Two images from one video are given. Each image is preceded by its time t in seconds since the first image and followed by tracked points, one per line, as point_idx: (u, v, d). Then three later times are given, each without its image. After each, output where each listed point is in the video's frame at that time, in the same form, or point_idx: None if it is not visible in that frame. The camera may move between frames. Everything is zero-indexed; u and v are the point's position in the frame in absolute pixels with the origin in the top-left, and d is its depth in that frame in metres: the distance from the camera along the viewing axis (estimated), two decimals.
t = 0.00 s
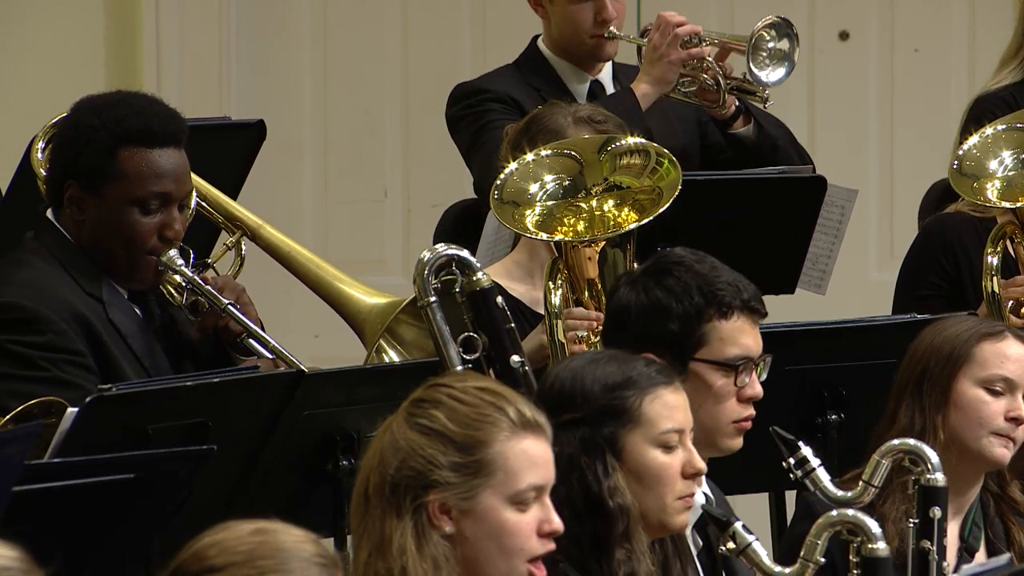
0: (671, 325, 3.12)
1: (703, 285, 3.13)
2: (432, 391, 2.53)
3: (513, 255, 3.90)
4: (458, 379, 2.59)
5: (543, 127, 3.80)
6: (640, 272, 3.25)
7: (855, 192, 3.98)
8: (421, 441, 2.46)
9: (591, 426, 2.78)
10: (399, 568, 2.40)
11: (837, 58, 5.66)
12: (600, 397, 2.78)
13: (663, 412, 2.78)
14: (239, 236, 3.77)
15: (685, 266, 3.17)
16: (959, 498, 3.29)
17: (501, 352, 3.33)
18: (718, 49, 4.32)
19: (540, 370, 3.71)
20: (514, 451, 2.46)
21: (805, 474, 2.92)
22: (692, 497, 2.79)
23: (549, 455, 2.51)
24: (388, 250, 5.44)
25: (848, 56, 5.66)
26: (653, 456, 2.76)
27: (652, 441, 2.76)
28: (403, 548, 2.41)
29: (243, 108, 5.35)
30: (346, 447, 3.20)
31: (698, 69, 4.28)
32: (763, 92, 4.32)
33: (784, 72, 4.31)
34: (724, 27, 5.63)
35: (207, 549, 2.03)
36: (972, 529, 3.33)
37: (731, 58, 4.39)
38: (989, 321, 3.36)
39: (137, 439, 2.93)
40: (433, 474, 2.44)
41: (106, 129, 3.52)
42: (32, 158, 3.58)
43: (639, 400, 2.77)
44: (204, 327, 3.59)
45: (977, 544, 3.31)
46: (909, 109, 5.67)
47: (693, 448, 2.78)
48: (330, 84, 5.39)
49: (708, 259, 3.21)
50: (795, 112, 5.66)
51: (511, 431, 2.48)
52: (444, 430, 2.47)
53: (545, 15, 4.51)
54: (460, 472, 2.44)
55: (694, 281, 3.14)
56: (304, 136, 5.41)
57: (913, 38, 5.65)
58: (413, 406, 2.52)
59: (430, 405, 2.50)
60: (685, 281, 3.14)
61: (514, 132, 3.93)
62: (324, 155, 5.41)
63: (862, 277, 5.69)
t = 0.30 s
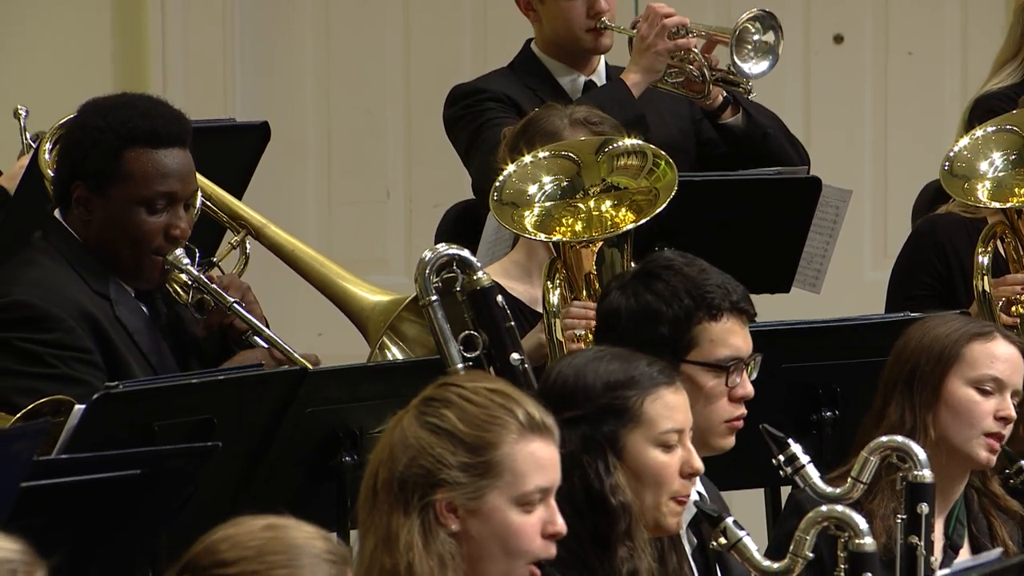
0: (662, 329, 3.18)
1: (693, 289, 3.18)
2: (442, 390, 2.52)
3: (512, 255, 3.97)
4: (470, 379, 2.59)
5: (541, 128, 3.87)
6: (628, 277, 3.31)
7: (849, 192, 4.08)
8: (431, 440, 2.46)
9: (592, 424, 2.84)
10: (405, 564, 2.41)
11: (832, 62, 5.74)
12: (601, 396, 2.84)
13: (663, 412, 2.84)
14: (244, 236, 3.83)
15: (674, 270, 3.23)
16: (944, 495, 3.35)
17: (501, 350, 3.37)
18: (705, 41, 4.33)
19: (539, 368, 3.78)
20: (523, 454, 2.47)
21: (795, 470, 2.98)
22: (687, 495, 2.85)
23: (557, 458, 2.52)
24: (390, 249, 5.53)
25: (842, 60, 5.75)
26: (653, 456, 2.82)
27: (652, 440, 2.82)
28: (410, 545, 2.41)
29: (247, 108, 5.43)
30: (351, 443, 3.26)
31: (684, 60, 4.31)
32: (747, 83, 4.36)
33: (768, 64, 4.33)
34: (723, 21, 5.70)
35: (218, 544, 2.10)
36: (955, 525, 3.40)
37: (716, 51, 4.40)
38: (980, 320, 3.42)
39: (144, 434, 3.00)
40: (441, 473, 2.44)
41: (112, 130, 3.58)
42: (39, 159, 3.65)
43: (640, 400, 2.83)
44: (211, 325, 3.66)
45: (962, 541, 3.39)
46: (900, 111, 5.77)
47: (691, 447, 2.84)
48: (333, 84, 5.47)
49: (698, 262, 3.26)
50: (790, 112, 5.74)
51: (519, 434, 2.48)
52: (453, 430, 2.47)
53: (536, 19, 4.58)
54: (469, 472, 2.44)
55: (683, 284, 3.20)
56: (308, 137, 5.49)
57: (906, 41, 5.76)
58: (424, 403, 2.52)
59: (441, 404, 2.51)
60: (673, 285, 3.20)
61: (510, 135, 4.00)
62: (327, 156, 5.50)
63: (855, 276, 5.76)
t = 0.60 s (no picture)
0: (655, 336, 3.23)
1: (683, 294, 3.24)
2: (447, 389, 2.59)
3: (512, 256, 4.03)
4: (475, 379, 2.65)
5: (538, 130, 3.93)
6: (615, 284, 3.35)
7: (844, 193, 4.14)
8: (436, 437, 2.52)
9: (589, 422, 2.89)
10: (405, 557, 2.47)
11: (826, 64, 5.88)
12: (598, 394, 2.90)
13: (659, 411, 2.89)
14: (249, 238, 3.90)
15: (662, 276, 3.29)
16: (927, 496, 3.39)
17: (501, 350, 3.43)
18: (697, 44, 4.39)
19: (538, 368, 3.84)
20: (524, 455, 2.53)
21: (779, 469, 3.03)
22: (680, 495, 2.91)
23: (557, 459, 2.57)
24: (390, 250, 5.64)
25: (837, 62, 5.88)
26: (648, 454, 2.87)
27: (647, 439, 2.88)
28: (410, 539, 2.47)
29: (250, 111, 5.49)
30: (354, 441, 3.32)
31: (677, 63, 4.38)
32: (740, 88, 4.41)
33: (760, 68, 4.38)
34: (717, 20, 5.84)
35: (216, 539, 2.15)
36: (942, 521, 3.46)
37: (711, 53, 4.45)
38: (974, 325, 3.48)
39: (150, 433, 3.05)
40: (443, 470, 2.50)
41: (120, 134, 3.64)
42: (48, 162, 3.74)
43: (637, 398, 2.88)
44: (217, 325, 3.68)
45: (948, 536, 3.45)
46: (893, 116, 5.92)
47: (686, 446, 2.90)
48: (336, 88, 5.56)
49: (684, 268, 3.33)
50: (784, 114, 5.86)
51: (521, 434, 2.54)
52: (456, 428, 2.53)
53: (534, 25, 4.63)
54: (471, 471, 2.50)
55: (674, 291, 3.25)
56: (311, 139, 5.57)
57: (898, 46, 5.91)
58: (429, 401, 2.58)
59: (445, 402, 2.57)
60: (665, 292, 3.25)
61: (509, 138, 4.05)
62: (330, 159, 5.58)
63: (848, 277, 5.92)
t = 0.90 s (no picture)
0: (643, 335, 3.29)
1: (671, 297, 3.31)
2: (440, 386, 2.65)
3: (512, 257, 4.10)
4: (467, 375, 2.71)
5: (536, 134, 4.01)
6: (604, 287, 3.42)
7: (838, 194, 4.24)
8: (430, 435, 2.59)
9: (593, 422, 2.95)
10: (402, 553, 2.54)
11: (822, 67, 6.01)
12: (604, 395, 2.95)
13: (663, 411, 2.95)
14: (252, 238, 3.95)
15: (649, 278, 3.35)
16: (918, 489, 3.46)
17: (501, 348, 3.50)
18: (692, 50, 4.49)
19: (540, 367, 3.90)
20: (517, 450, 2.59)
21: (764, 467, 3.09)
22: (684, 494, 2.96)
23: (549, 454, 2.64)
24: (392, 250, 5.73)
25: (831, 65, 6.02)
26: (652, 455, 2.93)
27: (651, 439, 2.93)
28: (408, 535, 2.54)
29: (255, 113, 5.56)
30: (356, 438, 3.39)
31: (672, 68, 4.47)
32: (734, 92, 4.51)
33: (753, 74, 4.49)
34: (713, 26, 5.93)
35: (212, 531, 2.21)
36: (933, 513, 3.51)
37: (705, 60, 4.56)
38: (961, 322, 3.55)
39: (157, 430, 3.11)
40: (439, 467, 2.56)
41: (126, 136, 3.71)
42: (55, 162, 3.78)
43: (642, 399, 2.94)
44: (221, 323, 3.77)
45: (940, 527, 3.50)
46: (888, 120, 6.07)
47: (690, 447, 2.95)
48: (339, 91, 5.64)
49: (669, 270, 3.40)
50: (780, 116, 5.99)
51: (515, 430, 2.61)
52: (451, 425, 2.59)
53: (532, 28, 4.69)
54: (466, 467, 2.56)
55: (662, 292, 3.31)
56: (314, 140, 5.65)
57: (891, 50, 6.06)
58: (423, 398, 2.64)
59: (439, 400, 2.63)
60: (653, 293, 3.31)
61: (509, 141, 4.12)
62: (332, 160, 5.66)
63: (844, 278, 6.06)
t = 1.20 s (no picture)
0: (641, 332, 3.35)
1: (667, 295, 3.37)
2: (432, 384, 2.71)
3: (513, 258, 4.16)
4: (458, 371, 2.78)
5: (539, 136, 4.08)
6: (603, 285, 3.48)
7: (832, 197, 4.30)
8: (423, 430, 2.65)
9: (599, 421, 3.01)
10: (399, 547, 2.61)
11: (817, 70, 6.10)
12: (610, 394, 3.00)
13: (668, 413, 2.99)
14: (256, 239, 4.02)
15: (646, 278, 3.41)
16: (910, 480, 3.54)
17: (501, 346, 3.57)
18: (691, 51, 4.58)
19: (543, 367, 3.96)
20: (509, 444, 2.65)
21: (747, 466, 3.17)
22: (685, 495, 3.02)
23: (541, 447, 2.70)
24: (394, 251, 5.80)
25: (826, 69, 6.11)
26: (655, 455, 2.98)
27: (654, 441, 2.98)
28: (405, 531, 2.61)
29: (260, 117, 5.63)
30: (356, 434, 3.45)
31: (670, 68, 4.54)
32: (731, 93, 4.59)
33: (749, 74, 4.59)
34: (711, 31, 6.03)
35: (200, 524, 2.27)
36: (925, 506, 3.59)
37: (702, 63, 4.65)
38: (943, 317, 3.60)
39: (163, 427, 3.18)
40: (434, 462, 2.62)
41: (135, 139, 3.76)
42: (63, 164, 3.89)
43: (648, 401, 2.99)
44: (225, 323, 3.87)
45: (932, 521, 3.58)
46: (882, 124, 6.17)
47: (693, 450, 3.00)
48: (342, 94, 5.72)
49: (666, 270, 3.46)
50: (775, 120, 6.08)
51: (507, 424, 2.67)
52: (444, 421, 2.65)
53: (534, 32, 4.76)
54: (461, 461, 2.62)
55: (659, 290, 3.38)
56: (318, 143, 5.72)
57: (886, 54, 6.15)
58: (415, 395, 2.71)
59: (432, 397, 2.69)
60: (649, 291, 3.38)
61: (512, 142, 4.18)
62: (336, 163, 5.73)
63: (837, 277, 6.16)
